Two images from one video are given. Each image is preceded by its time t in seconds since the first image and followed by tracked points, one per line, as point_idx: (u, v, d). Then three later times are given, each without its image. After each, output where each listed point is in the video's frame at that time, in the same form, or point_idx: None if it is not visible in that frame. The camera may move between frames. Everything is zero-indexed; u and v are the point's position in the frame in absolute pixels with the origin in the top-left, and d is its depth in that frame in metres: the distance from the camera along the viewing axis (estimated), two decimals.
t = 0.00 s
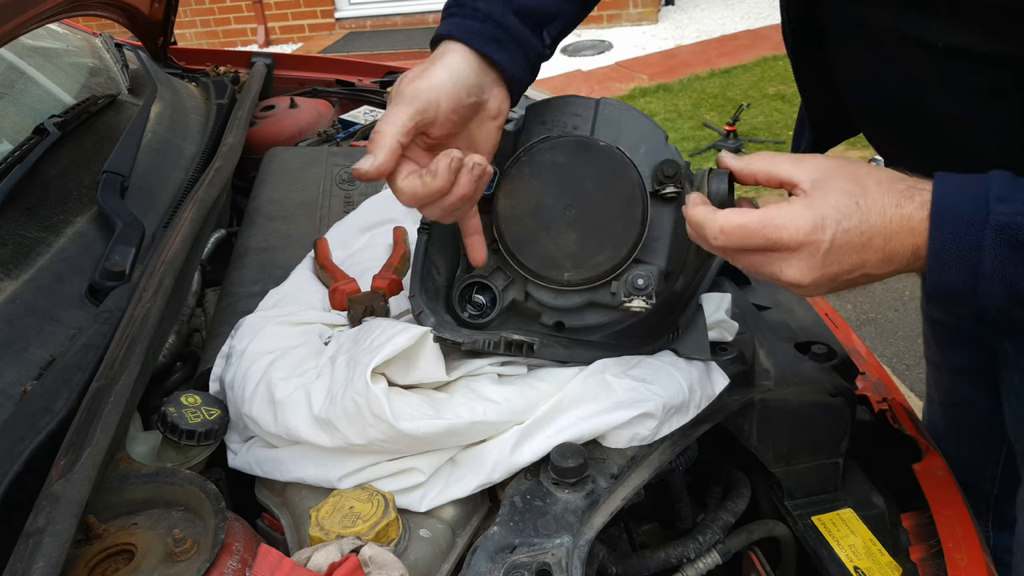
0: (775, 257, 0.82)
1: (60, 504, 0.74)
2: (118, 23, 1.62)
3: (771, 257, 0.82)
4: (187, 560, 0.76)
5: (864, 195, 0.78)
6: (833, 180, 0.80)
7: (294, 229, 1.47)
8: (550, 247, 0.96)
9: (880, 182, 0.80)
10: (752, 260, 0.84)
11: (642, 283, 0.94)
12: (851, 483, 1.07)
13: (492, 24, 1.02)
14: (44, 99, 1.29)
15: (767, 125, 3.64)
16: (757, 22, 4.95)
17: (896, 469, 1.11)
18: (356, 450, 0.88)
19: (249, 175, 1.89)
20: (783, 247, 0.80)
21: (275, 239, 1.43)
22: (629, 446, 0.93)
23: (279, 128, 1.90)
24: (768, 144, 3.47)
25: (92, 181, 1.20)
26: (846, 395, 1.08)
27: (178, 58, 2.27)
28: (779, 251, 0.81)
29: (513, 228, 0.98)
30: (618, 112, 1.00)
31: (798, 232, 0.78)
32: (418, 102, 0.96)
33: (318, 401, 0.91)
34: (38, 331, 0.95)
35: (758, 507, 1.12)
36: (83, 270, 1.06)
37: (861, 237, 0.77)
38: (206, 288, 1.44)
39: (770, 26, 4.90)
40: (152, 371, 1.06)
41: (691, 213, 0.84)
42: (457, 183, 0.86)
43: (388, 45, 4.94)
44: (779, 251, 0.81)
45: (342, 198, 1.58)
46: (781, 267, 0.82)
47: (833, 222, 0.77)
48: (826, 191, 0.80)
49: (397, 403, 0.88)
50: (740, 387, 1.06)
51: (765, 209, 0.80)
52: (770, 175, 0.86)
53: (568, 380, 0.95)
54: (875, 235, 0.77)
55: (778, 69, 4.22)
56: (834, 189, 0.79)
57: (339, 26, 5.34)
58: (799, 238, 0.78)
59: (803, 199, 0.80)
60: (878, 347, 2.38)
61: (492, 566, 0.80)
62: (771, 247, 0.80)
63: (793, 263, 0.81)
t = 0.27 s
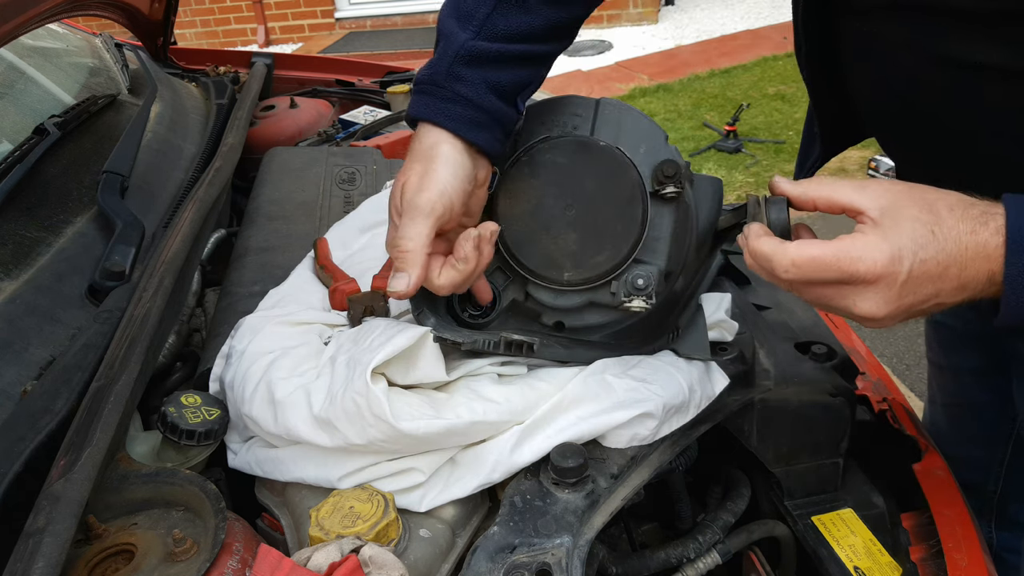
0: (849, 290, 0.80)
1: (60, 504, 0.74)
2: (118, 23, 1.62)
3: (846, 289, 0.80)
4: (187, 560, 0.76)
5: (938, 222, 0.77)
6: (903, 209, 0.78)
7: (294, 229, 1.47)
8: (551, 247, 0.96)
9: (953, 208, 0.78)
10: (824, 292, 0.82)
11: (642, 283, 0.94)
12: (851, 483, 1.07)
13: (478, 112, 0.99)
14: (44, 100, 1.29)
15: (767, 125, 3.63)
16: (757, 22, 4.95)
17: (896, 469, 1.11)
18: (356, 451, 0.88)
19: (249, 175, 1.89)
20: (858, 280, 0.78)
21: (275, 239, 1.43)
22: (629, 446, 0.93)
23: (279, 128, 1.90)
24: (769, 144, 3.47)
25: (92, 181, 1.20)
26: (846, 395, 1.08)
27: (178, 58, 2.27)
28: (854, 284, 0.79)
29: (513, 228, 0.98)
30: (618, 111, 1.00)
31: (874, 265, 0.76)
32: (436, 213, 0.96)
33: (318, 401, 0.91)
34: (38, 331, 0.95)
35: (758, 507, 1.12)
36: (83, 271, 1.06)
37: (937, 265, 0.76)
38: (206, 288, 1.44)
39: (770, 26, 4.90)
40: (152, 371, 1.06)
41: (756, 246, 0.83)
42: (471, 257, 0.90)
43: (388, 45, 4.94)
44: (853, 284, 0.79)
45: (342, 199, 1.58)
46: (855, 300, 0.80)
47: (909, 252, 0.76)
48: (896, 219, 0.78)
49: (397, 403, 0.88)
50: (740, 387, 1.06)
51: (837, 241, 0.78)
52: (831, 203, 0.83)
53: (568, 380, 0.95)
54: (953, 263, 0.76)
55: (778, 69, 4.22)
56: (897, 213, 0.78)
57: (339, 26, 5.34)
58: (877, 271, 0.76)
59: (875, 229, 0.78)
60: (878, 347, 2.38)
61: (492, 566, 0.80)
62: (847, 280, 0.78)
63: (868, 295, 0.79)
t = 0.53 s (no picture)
0: (875, 303, 0.78)
1: (60, 504, 0.74)
2: (118, 23, 1.62)
3: (871, 302, 0.79)
4: (187, 560, 0.76)
5: (965, 233, 0.76)
6: (929, 219, 0.77)
7: (295, 229, 1.47)
8: (551, 246, 0.96)
9: (977, 217, 0.77)
10: (847, 304, 0.81)
11: (642, 283, 0.93)
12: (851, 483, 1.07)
13: (485, 131, 0.98)
14: (44, 100, 1.29)
15: (767, 125, 3.63)
16: (757, 22, 4.95)
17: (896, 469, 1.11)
18: (356, 451, 0.88)
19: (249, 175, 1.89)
20: (885, 293, 0.77)
21: (275, 239, 1.43)
22: (629, 446, 0.93)
23: (279, 128, 1.90)
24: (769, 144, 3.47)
25: (92, 181, 1.20)
26: (846, 395, 1.08)
27: (178, 57, 2.27)
28: (881, 297, 0.78)
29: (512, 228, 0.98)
30: (618, 111, 1.00)
31: (902, 277, 0.75)
32: (462, 237, 0.94)
33: (318, 402, 0.91)
34: (38, 331, 0.95)
35: (758, 508, 1.12)
36: (83, 271, 1.06)
37: (966, 276, 0.75)
38: (206, 288, 1.44)
39: (770, 26, 4.90)
40: (152, 371, 1.06)
41: (780, 259, 0.81)
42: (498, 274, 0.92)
43: (388, 45, 4.94)
44: (881, 296, 0.77)
45: (342, 198, 1.58)
46: (880, 313, 0.79)
47: (938, 264, 0.75)
48: (924, 230, 0.76)
49: (397, 403, 0.88)
50: (740, 387, 1.06)
51: (864, 253, 0.76)
52: (852, 213, 0.80)
53: (568, 380, 0.94)
54: (978, 274, 0.76)
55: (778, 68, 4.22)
56: (921, 224, 0.77)
57: (339, 25, 5.34)
58: (905, 284, 0.75)
59: (901, 241, 0.77)
60: (878, 347, 2.38)
61: (492, 566, 0.80)
62: (874, 292, 0.77)
63: (895, 308, 0.78)
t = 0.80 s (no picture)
0: (889, 308, 0.76)
1: (60, 504, 0.74)
2: (118, 23, 1.63)
3: (885, 308, 0.76)
4: (187, 560, 0.76)
5: (980, 238, 0.73)
6: (943, 223, 0.74)
7: (294, 229, 1.47)
8: (550, 247, 0.96)
9: (991, 220, 0.75)
10: (860, 309, 0.78)
11: (642, 283, 0.94)
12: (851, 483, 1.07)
13: (506, 133, 0.97)
14: (44, 99, 1.29)
15: (767, 125, 3.64)
16: (757, 22, 4.95)
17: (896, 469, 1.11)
18: (356, 451, 0.88)
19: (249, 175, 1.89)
20: (899, 299, 0.74)
21: (275, 239, 1.43)
22: (629, 446, 0.93)
23: (279, 128, 1.90)
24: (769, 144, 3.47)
25: (92, 181, 1.20)
26: (846, 395, 1.08)
27: (178, 58, 2.27)
28: (896, 303, 0.75)
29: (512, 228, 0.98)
30: (618, 111, 1.00)
31: (918, 283, 0.72)
32: (455, 234, 0.94)
33: (318, 401, 0.91)
34: (38, 331, 0.95)
35: (758, 508, 1.12)
36: (83, 271, 1.06)
37: (980, 282, 0.73)
38: (206, 288, 1.44)
39: (770, 26, 4.90)
40: (152, 371, 1.06)
41: (792, 263, 0.79)
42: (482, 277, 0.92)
43: (388, 45, 4.95)
44: (895, 302, 0.75)
45: (342, 198, 1.58)
46: (894, 318, 0.77)
47: (954, 270, 0.72)
48: (937, 235, 0.74)
49: (397, 403, 0.88)
50: (740, 387, 1.06)
51: (878, 257, 0.74)
52: (864, 217, 0.77)
53: (568, 380, 0.94)
54: (994, 279, 0.73)
55: (778, 68, 4.22)
56: (930, 225, 0.74)
57: (339, 25, 5.34)
58: (920, 290, 0.72)
59: (915, 245, 0.74)
60: (878, 347, 2.38)
61: (492, 566, 0.80)
62: (889, 298, 0.74)
63: (909, 314, 0.76)
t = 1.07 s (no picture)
0: (893, 305, 0.76)
1: (60, 504, 0.74)
2: (118, 23, 1.63)
3: (889, 304, 0.76)
4: (187, 560, 0.76)
5: (985, 234, 0.74)
6: (948, 219, 0.74)
7: (294, 229, 1.47)
8: (550, 247, 0.96)
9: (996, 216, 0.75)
10: (864, 306, 0.78)
11: (642, 283, 0.93)
12: (851, 483, 1.07)
13: (510, 134, 0.98)
14: (45, 99, 1.29)
15: (767, 125, 3.63)
16: (757, 22, 4.95)
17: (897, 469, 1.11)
18: (356, 450, 0.88)
19: (249, 175, 1.89)
20: (904, 296, 0.74)
21: (275, 239, 1.43)
22: (629, 446, 0.92)
23: (279, 128, 1.90)
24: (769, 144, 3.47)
25: (92, 181, 1.20)
26: (846, 395, 1.08)
27: (178, 58, 2.27)
28: (900, 300, 0.75)
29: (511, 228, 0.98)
30: (618, 111, 0.99)
31: (924, 280, 0.72)
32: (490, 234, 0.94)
33: (318, 401, 0.90)
34: (38, 331, 0.95)
35: (758, 508, 1.12)
36: (83, 271, 1.06)
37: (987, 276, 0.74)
38: (206, 288, 1.44)
39: (770, 26, 4.89)
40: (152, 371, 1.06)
41: (796, 258, 0.78)
42: (513, 272, 0.95)
43: (388, 45, 4.95)
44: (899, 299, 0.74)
45: (342, 198, 1.58)
46: (897, 315, 0.76)
47: (959, 266, 0.72)
48: (944, 230, 0.74)
49: (397, 403, 0.88)
50: (740, 387, 1.06)
51: (883, 253, 0.73)
52: (868, 212, 0.77)
53: (568, 380, 0.94)
54: (998, 277, 0.74)
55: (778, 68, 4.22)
56: (929, 216, 0.75)
57: (339, 26, 5.34)
58: (926, 286, 0.72)
59: (922, 241, 0.74)
60: (878, 347, 2.38)
61: (492, 566, 0.80)
62: (893, 294, 0.74)
63: (913, 311, 0.75)
